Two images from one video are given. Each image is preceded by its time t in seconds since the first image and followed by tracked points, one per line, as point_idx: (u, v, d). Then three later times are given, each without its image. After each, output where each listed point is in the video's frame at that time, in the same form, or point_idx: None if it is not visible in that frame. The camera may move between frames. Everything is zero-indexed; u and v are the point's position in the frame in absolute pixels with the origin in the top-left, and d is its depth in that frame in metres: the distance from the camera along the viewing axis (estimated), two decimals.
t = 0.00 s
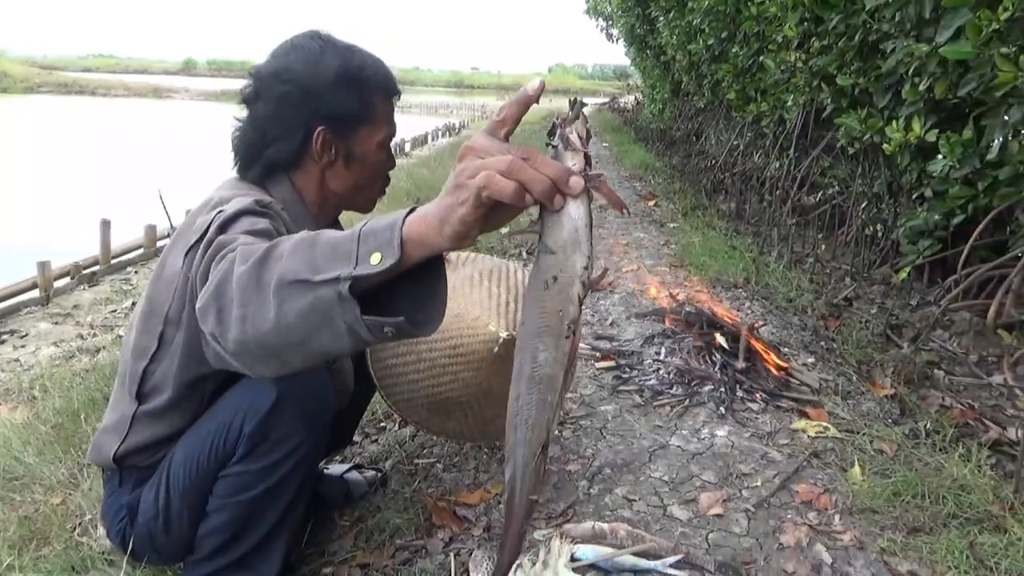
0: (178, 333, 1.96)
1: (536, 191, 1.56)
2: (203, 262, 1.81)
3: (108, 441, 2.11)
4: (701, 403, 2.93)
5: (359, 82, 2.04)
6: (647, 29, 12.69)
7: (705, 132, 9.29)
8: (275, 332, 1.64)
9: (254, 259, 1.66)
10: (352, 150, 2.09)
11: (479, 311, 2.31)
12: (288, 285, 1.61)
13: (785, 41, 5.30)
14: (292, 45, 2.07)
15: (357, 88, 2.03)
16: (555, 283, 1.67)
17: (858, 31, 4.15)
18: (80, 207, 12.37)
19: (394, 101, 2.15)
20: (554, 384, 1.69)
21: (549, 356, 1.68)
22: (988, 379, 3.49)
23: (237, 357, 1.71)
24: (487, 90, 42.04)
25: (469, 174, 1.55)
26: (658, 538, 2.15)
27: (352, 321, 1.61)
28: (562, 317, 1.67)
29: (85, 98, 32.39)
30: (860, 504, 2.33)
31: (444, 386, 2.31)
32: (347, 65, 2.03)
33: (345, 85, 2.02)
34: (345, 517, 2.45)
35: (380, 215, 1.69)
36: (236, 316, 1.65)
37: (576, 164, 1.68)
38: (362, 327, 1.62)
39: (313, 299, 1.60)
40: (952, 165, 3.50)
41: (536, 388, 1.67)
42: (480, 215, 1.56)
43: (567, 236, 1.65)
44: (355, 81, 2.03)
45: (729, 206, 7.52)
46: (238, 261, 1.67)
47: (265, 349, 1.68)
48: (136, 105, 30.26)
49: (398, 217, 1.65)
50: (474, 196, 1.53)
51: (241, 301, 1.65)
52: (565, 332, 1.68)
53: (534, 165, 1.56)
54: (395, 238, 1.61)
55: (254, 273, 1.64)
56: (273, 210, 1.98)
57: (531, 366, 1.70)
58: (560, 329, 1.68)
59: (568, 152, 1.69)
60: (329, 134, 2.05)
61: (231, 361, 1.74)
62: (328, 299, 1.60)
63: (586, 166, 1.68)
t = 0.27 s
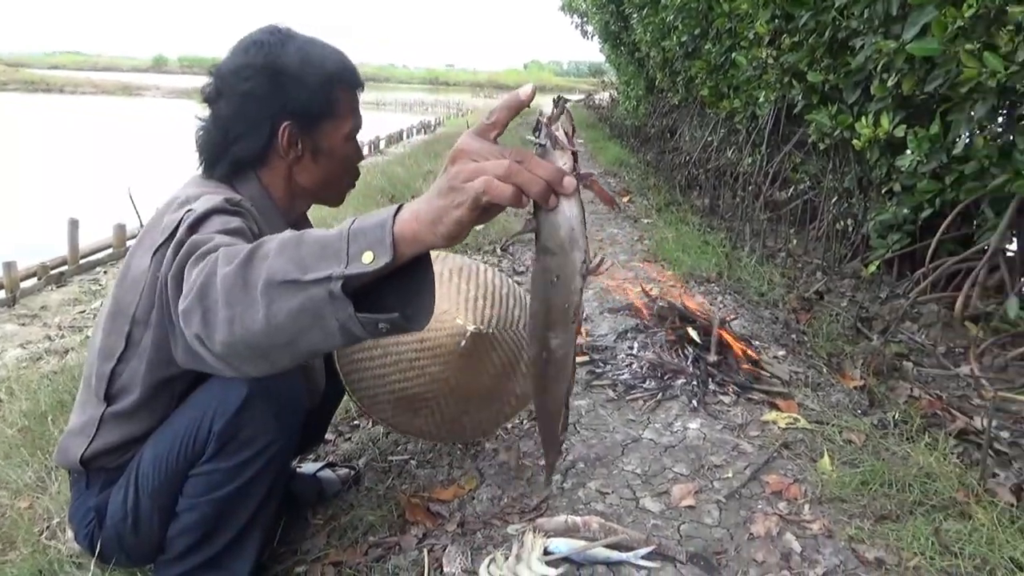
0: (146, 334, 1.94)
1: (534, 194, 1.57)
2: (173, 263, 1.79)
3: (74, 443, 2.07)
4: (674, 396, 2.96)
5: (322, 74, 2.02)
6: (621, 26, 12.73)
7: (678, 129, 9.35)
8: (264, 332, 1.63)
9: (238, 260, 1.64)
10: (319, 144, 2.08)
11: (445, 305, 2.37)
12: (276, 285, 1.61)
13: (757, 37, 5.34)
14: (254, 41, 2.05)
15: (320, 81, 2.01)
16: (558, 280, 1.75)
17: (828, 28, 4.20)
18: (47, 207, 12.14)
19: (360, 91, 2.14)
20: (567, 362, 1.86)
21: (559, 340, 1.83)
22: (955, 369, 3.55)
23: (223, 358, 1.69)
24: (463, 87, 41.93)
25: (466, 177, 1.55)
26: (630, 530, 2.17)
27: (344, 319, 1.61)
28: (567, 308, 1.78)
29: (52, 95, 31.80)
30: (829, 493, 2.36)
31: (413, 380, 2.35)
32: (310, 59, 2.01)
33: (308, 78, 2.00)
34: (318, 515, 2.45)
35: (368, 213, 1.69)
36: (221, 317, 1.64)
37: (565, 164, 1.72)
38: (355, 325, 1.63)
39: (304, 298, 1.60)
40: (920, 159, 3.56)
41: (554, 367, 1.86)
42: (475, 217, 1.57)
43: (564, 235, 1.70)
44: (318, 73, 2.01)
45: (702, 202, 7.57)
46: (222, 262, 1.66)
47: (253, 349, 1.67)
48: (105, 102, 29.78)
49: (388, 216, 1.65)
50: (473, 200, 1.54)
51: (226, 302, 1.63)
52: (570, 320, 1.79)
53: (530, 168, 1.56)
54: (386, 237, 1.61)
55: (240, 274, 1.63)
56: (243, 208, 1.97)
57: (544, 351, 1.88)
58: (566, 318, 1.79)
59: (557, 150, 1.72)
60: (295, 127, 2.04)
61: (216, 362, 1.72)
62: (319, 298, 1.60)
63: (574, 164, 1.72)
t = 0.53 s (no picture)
0: (118, 336, 1.92)
1: (505, 180, 1.54)
2: (145, 264, 1.77)
3: (46, 447, 2.05)
4: (651, 391, 2.97)
5: (287, 69, 2.01)
6: (599, 23, 12.76)
7: (657, 126, 9.39)
8: (240, 329, 1.63)
9: (211, 258, 1.63)
10: (288, 141, 2.06)
11: (420, 304, 2.36)
12: (250, 282, 1.60)
13: (732, 34, 5.37)
14: (220, 41, 2.04)
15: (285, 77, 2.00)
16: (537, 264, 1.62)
17: (802, 24, 4.24)
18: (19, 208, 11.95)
19: (329, 86, 2.11)
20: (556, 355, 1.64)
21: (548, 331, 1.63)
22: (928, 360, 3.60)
23: (200, 356, 1.69)
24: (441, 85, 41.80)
25: (435, 168, 1.54)
26: (608, 525, 2.18)
27: (320, 314, 1.61)
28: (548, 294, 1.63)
29: (23, 95, 31.29)
30: (804, 485, 2.39)
31: (387, 380, 2.34)
32: (275, 56, 2.00)
33: (272, 75, 1.99)
34: (296, 516, 2.44)
35: (342, 207, 1.67)
36: (196, 315, 1.64)
37: (535, 147, 1.70)
38: (332, 320, 1.63)
39: (279, 294, 1.60)
40: (893, 154, 3.60)
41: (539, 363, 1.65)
42: (449, 207, 1.57)
43: (540, 216, 1.62)
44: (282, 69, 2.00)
45: (681, 198, 7.61)
46: (194, 261, 1.64)
47: (229, 346, 1.66)
48: (77, 101, 29.34)
49: (361, 209, 1.64)
50: (443, 189, 1.53)
51: (200, 301, 1.62)
52: (555, 305, 1.62)
53: (500, 153, 1.54)
54: (360, 231, 1.61)
55: (214, 271, 1.62)
56: (216, 206, 1.95)
57: (531, 344, 1.66)
58: (551, 304, 1.62)
59: (525, 134, 1.71)
60: (262, 124, 2.02)
61: (192, 360, 1.72)
62: (294, 294, 1.59)
63: (544, 147, 1.70)
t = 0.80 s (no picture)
0: (95, 338, 1.90)
1: (496, 173, 1.60)
2: (122, 266, 1.76)
3: (23, 452, 2.02)
4: (635, 388, 2.98)
5: (254, 66, 1.99)
6: (582, 21, 12.76)
7: (641, 123, 9.41)
8: (225, 326, 1.62)
9: (194, 256, 1.62)
10: (257, 140, 2.05)
11: (403, 302, 2.37)
12: (235, 279, 1.59)
13: (714, 31, 5.39)
14: (186, 40, 2.03)
15: (255, 74, 1.99)
16: (509, 256, 1.85)
17: (783, 21, 4.25)
18: None
19: (300, 83, 2.09)
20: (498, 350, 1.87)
21: (496, 325, 1.87)
22: (910, 354, 3.63)
23: (184, 355, 1.68)
24: (426, 83, 41.70)
25: (427, 159, 1.55)
26: (593, 522, 2.19)
27: (308, 309, 1.60)
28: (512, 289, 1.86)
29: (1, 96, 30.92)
30: (786, 479, 2.41)
31: (372, 378, 2.33)
32: (240, 53, 1.98)
33: (241, 72, 1.98)
34: (279, 517, 2.44)
35: (328, 201, 1.66)
36: (180, 314, 1.62)
37: (527, 146, 1.78)
38: (320, 315, 1.62)
39: (265, 290, 1.59)
40: (874, 149, 3.63)
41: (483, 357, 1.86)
42: (439, 199, 1.57)
43: (522, 212, 1.81)
44: (251, 66, 1.99)
45: (665, 195, 7.63)
46: (176, 260, 1.63)
47: (214, 343, 1.65)
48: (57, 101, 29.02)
49: (348, 203, 1.63)
50: (436, 180, 1.53)
51: (184, 299, 1.61)
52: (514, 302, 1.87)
53: (492, 149, 1.60)
54: (347, 224, 1.59)
55: (196, 269, 1.61)
56: (193, 206, 1.94)
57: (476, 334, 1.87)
58: (510, 301, 1.87)
59: (519, 133, 1.79)
60: (228, 124, 2.01)
61: (176, 359, 1.71)
62: (281, 290, 1.58)
63: (535, 147, 1.80)
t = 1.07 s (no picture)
0: (77, 342, 1.89)
1: (491, 178, 1.59)
2: (105, 269, 1.75)
3: (5, 457, 2.01)
4: (622, 385, 2.98)
5: (228, 65, 1.98)
6: (569, 20, 12.77)
7: (628, 121, 9.42)
8: (217, 330, 1.61)
9: (182, 261, 1.62)
10: (233, 139, 2.04)
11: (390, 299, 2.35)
12: (226, 283, 1.59)
13: (699, 29, 5.40)
14: (162, 38, 2.03)
15: (229, 73, 1.97)
16: (527, 255, 1.78)
17: (767, 18, 4.27)
18: None
19: (277, 81, 2.07)
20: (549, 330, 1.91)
21: (540, 310, 1.88)
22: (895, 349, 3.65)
23: (175, 359, 1.68)
24: (412, 82, 41.59)
25: (423, 165, 1.52)
26: (580, 519, 2.19)
27: (302, 311, 1.59)
28: (539, 279, 1.82)
29: None
30: (772, 475, 2.42)
31: (360, 377, 2.33)
32: (213, 51, 1.97)
33: (214, 71, 1.97)
34: (266, 519, 2.43)
35: (320, 202, 1.64)
36: (169, 319, 1.62)
37: (516, 146, 1.74)
38: (314, 315, 1.61)
39: (256, 293, 1.58)
40: (858, 146, 3.65)
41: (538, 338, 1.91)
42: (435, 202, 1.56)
43: (525, 211, 1.74)
44: (225, 65, 1.97)
45: (652, 193, 7.65)
46: (164, 265, 1.63)
47: (206, 347, 1.65)
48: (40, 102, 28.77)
49: (338, 202, 1.60)
50: (433, 186, 1.52)
51: (173, 304, 1.60)
52: (545, 289, 1.84)
53: (488, 154, 1.58)
54: (338, 225, 1.57)
55: (185, 274, 1.60)
56: (175, 208, 1.93)
57: (525, 322, 1.89)
58: (540, 289, 1.84)
59: (506, 134, 1.74)
60: (203, 123, 2.00)
61: (167, 364, 1.71)
62: (273, 292, 1.57)
63: (525, 146, 1.74)
